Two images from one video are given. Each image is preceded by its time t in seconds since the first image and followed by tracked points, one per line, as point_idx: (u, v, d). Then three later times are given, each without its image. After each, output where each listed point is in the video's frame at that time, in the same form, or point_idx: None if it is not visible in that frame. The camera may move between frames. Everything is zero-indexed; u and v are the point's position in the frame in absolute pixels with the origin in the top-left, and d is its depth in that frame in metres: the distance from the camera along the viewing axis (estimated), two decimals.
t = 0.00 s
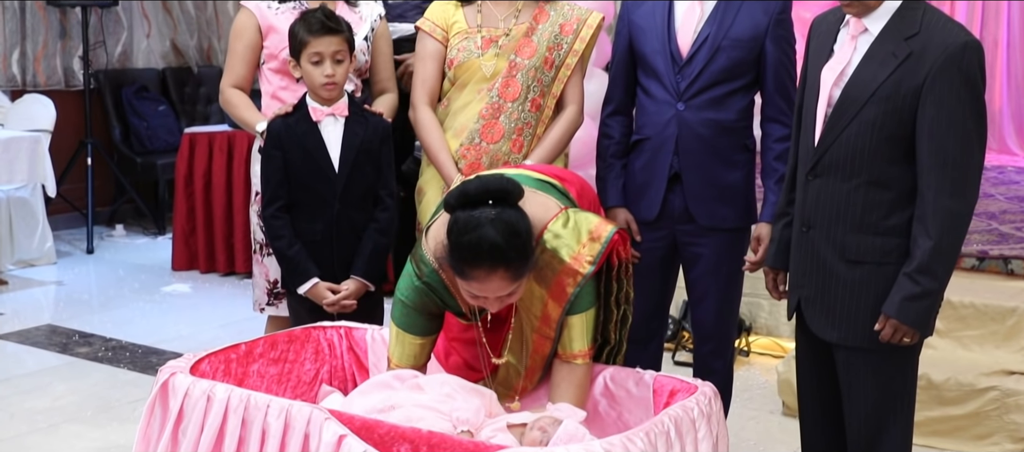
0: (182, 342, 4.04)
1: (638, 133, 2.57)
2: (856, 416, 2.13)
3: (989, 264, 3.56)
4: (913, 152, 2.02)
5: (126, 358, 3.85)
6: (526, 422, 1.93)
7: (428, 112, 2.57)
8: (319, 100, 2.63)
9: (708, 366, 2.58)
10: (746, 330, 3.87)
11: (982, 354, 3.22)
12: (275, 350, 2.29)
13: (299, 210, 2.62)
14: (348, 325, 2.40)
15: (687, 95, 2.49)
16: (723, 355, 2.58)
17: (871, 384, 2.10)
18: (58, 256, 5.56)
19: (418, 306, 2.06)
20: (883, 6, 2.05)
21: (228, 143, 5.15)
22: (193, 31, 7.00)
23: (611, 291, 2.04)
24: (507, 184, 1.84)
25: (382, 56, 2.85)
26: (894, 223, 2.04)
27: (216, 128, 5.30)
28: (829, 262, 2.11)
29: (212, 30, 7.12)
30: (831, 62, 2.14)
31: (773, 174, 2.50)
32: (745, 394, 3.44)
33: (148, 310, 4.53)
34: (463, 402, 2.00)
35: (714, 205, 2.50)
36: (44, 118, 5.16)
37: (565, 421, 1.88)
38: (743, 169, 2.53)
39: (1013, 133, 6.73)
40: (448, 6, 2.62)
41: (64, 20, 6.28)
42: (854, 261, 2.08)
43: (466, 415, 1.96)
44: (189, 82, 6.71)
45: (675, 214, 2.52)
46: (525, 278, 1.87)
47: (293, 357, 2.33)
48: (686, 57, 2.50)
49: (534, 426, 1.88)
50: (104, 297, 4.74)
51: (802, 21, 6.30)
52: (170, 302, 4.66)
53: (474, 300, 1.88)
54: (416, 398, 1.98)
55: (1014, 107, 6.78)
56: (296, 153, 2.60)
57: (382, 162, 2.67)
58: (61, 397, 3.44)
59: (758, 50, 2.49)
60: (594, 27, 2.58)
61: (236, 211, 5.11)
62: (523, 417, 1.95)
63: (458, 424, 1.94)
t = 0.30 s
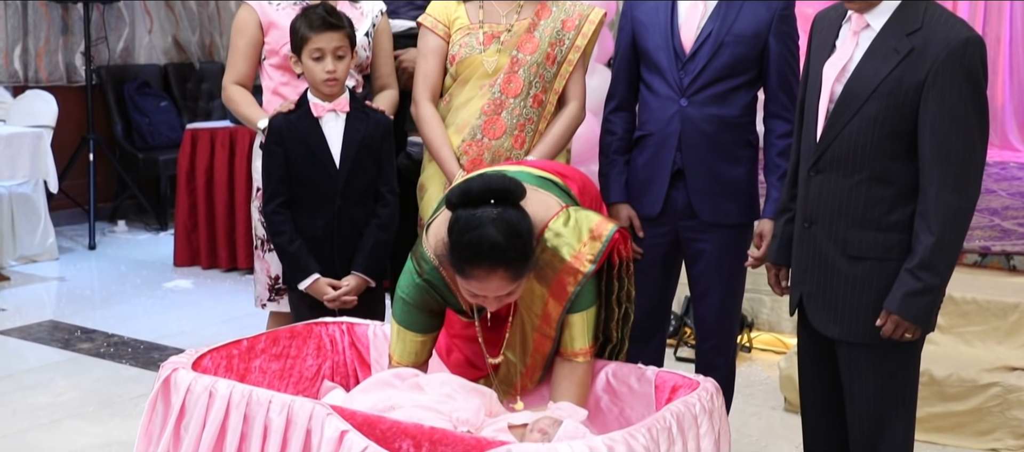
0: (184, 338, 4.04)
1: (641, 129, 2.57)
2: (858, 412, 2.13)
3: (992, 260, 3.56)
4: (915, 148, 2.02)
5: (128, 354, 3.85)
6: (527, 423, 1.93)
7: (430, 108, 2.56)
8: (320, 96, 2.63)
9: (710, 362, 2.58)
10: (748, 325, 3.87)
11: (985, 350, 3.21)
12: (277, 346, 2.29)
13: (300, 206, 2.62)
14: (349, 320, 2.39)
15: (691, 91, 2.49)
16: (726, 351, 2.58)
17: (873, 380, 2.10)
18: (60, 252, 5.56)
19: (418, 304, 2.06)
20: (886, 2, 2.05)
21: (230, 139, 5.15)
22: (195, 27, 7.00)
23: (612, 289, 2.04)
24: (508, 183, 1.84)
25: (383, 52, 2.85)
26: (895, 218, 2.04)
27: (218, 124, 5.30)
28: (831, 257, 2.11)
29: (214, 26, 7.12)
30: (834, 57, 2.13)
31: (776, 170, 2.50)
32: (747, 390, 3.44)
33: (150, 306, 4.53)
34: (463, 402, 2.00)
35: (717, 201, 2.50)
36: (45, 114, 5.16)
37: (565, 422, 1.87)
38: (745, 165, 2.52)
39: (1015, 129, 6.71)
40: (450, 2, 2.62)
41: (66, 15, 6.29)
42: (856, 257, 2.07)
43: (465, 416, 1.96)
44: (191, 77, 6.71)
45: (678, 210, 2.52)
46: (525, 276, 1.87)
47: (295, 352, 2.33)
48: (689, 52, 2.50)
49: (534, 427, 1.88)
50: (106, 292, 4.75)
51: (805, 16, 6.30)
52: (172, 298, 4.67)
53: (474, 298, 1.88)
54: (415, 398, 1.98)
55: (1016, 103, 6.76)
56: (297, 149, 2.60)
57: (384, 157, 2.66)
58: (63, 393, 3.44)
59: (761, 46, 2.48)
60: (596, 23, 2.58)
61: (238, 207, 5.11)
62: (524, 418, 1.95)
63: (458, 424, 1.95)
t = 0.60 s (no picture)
0: (185, 335, 4.04)
1: (643, 126, 2.57)
2: (858, 409, 2.13)
3: (992, 257, 3.58)
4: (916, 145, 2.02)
5: (129, 350, 3.85)
6: (527, 422, 1.92)
7: (431, 104, 2.56)
8: (321, 92, 2.63)
9: (712, 358, 2.59)
10: (749, 322, 3.87)
11: (986, 347, 3.21)
12: (278, 342, 2.29)
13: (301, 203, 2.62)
14: (350, 317, 2.40)
15: (692, 87, 2.49)
16: (727, 347, 2.58)
17: (874, 375, 2.10)
18: (61, 248, 5.56)
19: (418, 301, 2.06)
20: None
21: (231, 135, 5.16)
22: (196, 23, 7.00)
23: (613, 287, 2.04)
24: (509, 182, 1.84)
25: (382, 48, 2.85)
26: (896, 215, 2.04)
27: (219, 121, 5.31)
28: (831, 254, 2.11)
29: (215, 23, 7.12)
30: (835, 54, 2.13)
31: (778, 167, 2.50)
32: (748, 386, 3.44)
33: (151, 302, 4.53)
34: (463, 401, 2.00)
35: (718, 198, 2.50)
36: (46, 111, 5.16)
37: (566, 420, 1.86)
38: (747, 161, 2.52)
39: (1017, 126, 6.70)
40: None
41: (67, 12, 6.29)
42: (856, 253, 2.07)
43: (466, 414, 1.96)
44: (191, 74, 6.70)
45: (680, 206, 2.52)
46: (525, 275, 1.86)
47: (296, 349, 2.33)
48: (691, 49, 2.50)
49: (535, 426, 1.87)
50: (107, 289, 4.75)
51: (806, 13, 6.29)
52: (173, 295, 4.67)
53: (474, 296, 1.88)
54: (416, 396, 1.98)
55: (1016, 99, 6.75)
56: (298, 146, 2.59)
57: (384, 154, 2.67)
58: (64, 390, 3.44)
59: (763, 43, 2.48)
60: (597, 19, 2.58)
61: (239, 204, 5.11)
62: (525, 417, 1.95)
63: (459, 422, 1.95)
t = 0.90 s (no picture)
0: (186, 331, 4.05)
1: (645, 122, 2.57)
2: (860, 405, 2.13)
3: (994, 253, 3.56)
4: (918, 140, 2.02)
5: (130, 347, 3.85)
6: (528, 419, 1.92)
7: (432, 100, 2.56)
8: (322, 88, 2.63)
9: (713, 355, 2.59)
10: (750, 318, 3.87)
11: (987, 343, 3.21)
12: (279, 338, 2.29)
13: (303, 199, 2.62)
14: (351, 313, 2.40)
15: (694, 83, 2.48)
16: (728, 343, 2.58)
17: (876, 371, 2.10)
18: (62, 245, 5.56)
19: (419, 297, 2.06)
20: None
21: (232, 131, 5.17)
22: (197, 20, 7.00)
23: (614, 283, 2.04)
24: (511, 178, 1.84)
25: (383, 43, 2.85)
26: (898, 211, 2.03)
27: (220, 117, 5.31)
28: (833, 249, 2.10)
29: (216, 19, 7.12)
30: (836, 50, 2.13)
31: (780, 164, 2.50)
32: (749, 383, 3.44)
33: (152, 298, 4.53)
34: (464, 399, 2.00)
35: (720, 194, 2.50)
36: (47, 107, 5.16)
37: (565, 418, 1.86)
38: (749, 157, 2.52)
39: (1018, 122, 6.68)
40: None
41: (68, 8, 6.29)
42: (857, 249, 2.07)
43: (466, 412, 1.96)
44: (192, 70, 6.70)
45: (681, 203, 2.52)
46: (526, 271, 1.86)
47: (297, 345, 2.33)
48: (692, 45, 2.50)
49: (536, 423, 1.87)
50: (109, 285, 4.75)
51: (807, 9, 6.28)
52: (174, 291, 4.67)
53: (475, 293, 1.88)
54: (416, 393, 1.98)
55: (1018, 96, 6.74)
56: (299, 142, 2.59)
57: (386, 150, 2.66)
58: (65, 386, 3.44)
59: (765, 39, 2.48)
60: (598, 15, 2.58)
61: (240, 200, 5.11)
62: (526, 414, 1.94)
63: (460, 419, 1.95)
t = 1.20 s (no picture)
0: (186, 328, 4.05)
1: (646, 119, 2.57)
2: (859, 402, 2.13)
3: (994, 250, 3.56)
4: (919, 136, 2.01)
5: (131, 343, 3.85)
6: (527, 416, 1.91)
7: (433, 97, 2.56)
8: (323, 85, 2.63)
9: (714, 351, 2.59)
10: (750, 315, 3.87)
11: (988, 340, 3.21)
12: (279, 335, 2.29)
13: (303, 196, 2.62)
14: (352, 309, 2.40)
15: (696, 80, 2.48)
16: (729, 340, 2.58)
17: (877, 368, 2.10)
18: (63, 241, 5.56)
19: (419, 291, 2.06)
20: None
21: (232, 128, 5.18)
22: (197, 16, 7.00)
23: (616, 279, 2.04)
24: (515, 172, 1.84)
25: (383, 39, 2.85)
26: (899, 207, 2.03)
27: (221, 114, 5.31)
28: (833, 245, 2.10)
29: (217, 16, 7.12)
30: (837, 45, 2.13)
31: (781, 160, 2.49)
32: (750, 379, 3.44)
33: (153, 295, 4.54)
34: (464, 396, 2.00)
35: (721, 191, 2.49)
36: (47, 103, 5.16)
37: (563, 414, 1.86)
38: (750, 154, 2.52)
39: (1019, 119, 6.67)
40: None
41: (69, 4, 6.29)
42: (858, 245, 2.07)
43: (466, 410, 1.96)
44: (193, 67, 6.70)
45: (683, 199, 2.52)
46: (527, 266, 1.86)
47: (298, 342, 2.34)
48: (694, 42, 2.49)
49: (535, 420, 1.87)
50: (109, 281, 4.75)
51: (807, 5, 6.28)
52: (174, 287, 4.67)
53: (477, 287, 1.88)
54: (416, 390, 1.98)
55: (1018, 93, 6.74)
56: (299, 139, 2.59)
57: (387, 146, 2.66)
58: (66, 382, 3.44)
59: (766, 35, 2.48)
60: (598, 12, 2.58)
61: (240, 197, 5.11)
62: (525, 411, 1.94)
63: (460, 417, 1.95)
